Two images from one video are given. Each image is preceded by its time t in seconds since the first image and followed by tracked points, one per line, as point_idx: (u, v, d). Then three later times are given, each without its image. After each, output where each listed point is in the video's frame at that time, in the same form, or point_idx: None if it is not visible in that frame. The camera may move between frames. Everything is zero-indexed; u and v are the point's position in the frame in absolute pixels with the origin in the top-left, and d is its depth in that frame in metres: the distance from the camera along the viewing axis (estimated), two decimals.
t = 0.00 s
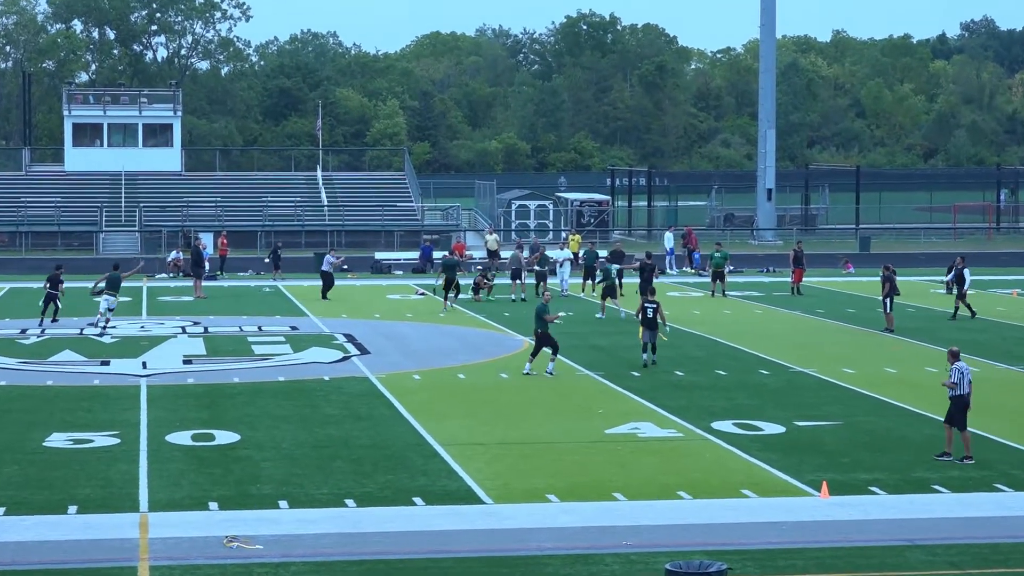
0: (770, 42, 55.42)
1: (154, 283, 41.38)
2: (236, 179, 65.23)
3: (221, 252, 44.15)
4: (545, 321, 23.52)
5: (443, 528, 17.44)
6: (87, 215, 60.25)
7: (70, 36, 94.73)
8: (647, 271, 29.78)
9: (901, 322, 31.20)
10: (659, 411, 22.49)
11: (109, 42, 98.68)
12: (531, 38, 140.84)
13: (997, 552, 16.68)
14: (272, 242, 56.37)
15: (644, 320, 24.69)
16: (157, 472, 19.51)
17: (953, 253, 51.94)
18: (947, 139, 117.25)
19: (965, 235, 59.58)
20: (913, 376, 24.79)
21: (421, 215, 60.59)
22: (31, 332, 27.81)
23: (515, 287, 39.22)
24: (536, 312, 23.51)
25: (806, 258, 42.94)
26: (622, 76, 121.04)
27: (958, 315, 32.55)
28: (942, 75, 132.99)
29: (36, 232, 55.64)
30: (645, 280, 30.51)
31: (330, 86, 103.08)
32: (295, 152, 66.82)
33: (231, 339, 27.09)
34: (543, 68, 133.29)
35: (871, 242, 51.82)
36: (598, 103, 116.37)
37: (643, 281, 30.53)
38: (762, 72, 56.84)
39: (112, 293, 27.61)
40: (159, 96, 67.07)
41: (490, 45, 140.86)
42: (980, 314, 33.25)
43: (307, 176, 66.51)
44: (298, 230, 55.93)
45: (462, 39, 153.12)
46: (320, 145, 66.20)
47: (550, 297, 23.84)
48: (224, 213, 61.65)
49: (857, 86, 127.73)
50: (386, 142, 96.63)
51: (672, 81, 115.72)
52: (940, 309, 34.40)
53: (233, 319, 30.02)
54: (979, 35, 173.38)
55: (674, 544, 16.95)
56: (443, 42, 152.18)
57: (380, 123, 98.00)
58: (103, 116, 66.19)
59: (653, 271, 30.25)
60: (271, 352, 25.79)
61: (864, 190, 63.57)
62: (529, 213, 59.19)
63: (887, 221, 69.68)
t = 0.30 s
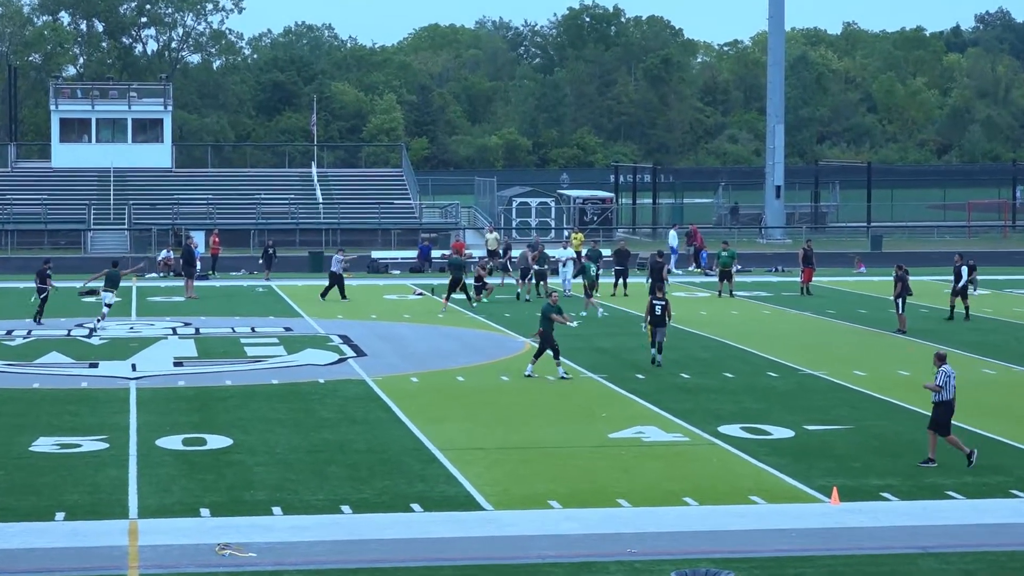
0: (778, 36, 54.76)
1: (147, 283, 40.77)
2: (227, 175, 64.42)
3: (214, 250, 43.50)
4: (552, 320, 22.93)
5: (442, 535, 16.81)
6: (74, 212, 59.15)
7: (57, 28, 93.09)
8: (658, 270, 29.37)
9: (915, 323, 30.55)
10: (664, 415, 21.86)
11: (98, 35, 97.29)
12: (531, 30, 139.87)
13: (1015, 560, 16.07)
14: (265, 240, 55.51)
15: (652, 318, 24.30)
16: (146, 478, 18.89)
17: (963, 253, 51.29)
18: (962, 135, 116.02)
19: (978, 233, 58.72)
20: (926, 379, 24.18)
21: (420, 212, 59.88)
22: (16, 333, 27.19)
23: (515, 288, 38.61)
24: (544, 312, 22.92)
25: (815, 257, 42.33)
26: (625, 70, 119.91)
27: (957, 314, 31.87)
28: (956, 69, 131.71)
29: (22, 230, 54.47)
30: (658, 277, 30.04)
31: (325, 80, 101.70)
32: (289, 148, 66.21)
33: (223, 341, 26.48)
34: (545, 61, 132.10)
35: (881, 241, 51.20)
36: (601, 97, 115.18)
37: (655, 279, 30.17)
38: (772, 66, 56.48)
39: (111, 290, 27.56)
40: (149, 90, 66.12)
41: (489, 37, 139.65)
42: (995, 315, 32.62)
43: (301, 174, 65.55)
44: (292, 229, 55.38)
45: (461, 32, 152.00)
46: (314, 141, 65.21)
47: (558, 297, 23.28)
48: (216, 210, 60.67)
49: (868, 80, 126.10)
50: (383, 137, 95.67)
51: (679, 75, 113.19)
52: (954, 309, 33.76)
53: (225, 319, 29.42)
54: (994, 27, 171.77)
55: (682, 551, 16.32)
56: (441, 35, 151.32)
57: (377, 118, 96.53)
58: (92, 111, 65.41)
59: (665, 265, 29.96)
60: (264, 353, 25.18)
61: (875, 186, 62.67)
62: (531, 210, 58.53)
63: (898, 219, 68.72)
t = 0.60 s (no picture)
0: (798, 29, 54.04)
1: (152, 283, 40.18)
2: (230, 172, 63.58)
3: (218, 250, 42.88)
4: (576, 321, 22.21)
5: (453, 544, 16.18)
6: (73, 211, 58.29)
7: (56, 21, 91.21)
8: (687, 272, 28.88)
9: (940, 326, 29.83)
10: (681, 419, 21.21)
11: (98, 26, 95.73)
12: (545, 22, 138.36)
13: None
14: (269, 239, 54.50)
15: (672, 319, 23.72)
16: (147, 484, 18.30)
17: (987, 252, 50.46)
18: (989, 130, 113.84)
19: (1004, 232, 57.55)
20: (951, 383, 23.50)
21: (428, 210, 58.98)
22: (15, 335, 26.61)
23: (528, 288, 37.95)
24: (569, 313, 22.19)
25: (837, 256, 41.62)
26: (642, 64, 118.43)
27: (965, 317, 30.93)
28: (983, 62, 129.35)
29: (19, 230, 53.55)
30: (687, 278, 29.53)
31: (333, 74, 100.20)
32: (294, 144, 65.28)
33: (227, 343, 25.86)
34: (559, 55, 130.59)
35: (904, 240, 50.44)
36: (616, 91, 113.60)
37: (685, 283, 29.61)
38: (792, 60, 55.71)
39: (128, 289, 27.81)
40: (149, 85, 65.47)
41: (501, 31, 138.14)
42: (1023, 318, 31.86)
43: (307, 172, 64.42)
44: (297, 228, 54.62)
45: (473, 24, 150.55)
46: (320, 138, 64.04)
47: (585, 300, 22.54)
48: (219, 208, 59.59)
49: (893, 74, 123.88)
50: (390, 133, 93.35)
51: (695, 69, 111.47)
52: (981, 311, 33.00)
53: (229, 321, 28.81)
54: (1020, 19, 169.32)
55: (702, 561, 15.68)
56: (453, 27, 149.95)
57: (384, 113, 93.59)
58: (91, 106, 64.68)
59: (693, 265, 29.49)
60: (269, 356, 24.57)
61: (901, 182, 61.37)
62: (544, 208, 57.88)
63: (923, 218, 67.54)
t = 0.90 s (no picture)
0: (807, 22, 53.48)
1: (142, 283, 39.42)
2: (221, 168, 62.06)
3: (208, 249, 42.09)
4: (587, 323, 21.51)
5: (451, 552, 15.56)
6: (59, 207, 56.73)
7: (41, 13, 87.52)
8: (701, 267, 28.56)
9: (952, 326, 29.20)
10: (685, 424, 20.59)
11: (84, 17, 93.06)
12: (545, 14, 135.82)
13: None
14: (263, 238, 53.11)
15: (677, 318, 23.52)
16: (135, 490, 17.68)
17: (998, 252, 49.64)
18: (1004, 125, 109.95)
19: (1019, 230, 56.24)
20: (964, 387, 22.91)
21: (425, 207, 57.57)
22: None
23: (528, 289, 37.26)
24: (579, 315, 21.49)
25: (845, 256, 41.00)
26: (644, 58, 115.80)
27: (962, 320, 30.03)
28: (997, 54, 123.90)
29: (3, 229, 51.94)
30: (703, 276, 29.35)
31: (326, 67, 97.40)
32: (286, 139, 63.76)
33: (218, 345, 25.23)
34: (560, 48, 128.04)
35: (916, 238, 49.95)
36: (619, 85, 110.90)
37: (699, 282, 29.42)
38: (802, 53, 55.25)
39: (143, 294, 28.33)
40: (138, 78, 63.45)
41: (500, 24, 135.54)
42: None
43: (300, 167, 62.76)
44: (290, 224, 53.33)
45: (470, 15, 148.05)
46: (313, 132, 62.29)
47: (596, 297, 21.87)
48: (209, 204, 57.90)
49: (904, 67, 120.15)
50: (386, 128, 90.49)
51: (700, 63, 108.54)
52: (993, 312, 32.36)
53: (220, 322, 28.16)
54: None
55: (708, 570, 15.08)
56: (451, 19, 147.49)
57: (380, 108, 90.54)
58: (78, 100, 62.55)
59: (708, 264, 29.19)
60: (261, 358, 23.94)
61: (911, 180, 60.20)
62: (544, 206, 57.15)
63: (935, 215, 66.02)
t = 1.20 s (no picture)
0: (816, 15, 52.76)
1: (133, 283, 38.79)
2: (212, 164, 60.77)
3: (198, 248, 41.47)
4: (597, 325, 20.93)
5: (448, 560, 14.95)
6: (45, 202, 55.57)
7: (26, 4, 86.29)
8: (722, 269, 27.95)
9: (966, 328, 28.53)
10: (689, 427, 19.99)
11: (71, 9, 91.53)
12: (547, 7, 133.99)
13: None
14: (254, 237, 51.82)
15: (687, 318, 23.36)
16: (122, 496, 17.09)
17: (1009, 253, 48.82)
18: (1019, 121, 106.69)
19: None
20: (979, 390, 22.28)
21: (422, 205, 56.35)
22: None
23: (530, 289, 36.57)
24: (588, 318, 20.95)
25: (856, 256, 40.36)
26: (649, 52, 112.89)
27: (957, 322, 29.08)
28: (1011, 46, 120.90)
29: None
30: (722, 277, 28.63)
31: (319, 60, 95.19)
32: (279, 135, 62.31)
33: (208, 347, 24.63)
34: (562, 41, 126.11)
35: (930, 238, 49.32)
36: (623, 80, 108.11)
37: (719, 282, 28.88)
38: (808, 46, 54.35)
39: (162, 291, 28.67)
40: (125, 71, 61.34)
41: (500, 16, 133.62)
42: None
43: (293, 164, 61.22)
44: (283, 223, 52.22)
45: (469, 7, 146.27)
46: (307, 127, 60.63)
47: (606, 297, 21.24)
48: (199, 202, 56.37)
49: (916, 60, 116.53)
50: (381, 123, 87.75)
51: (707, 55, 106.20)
52: (1009, 312, 31.68)
53: (210, 324, 27.56)
54: None
55: None
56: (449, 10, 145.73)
57: (374, 102, 88.16)
58: (63, 94, 60.40)
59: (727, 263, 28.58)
60: (253, 361, 23.35)
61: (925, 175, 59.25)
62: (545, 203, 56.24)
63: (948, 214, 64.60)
